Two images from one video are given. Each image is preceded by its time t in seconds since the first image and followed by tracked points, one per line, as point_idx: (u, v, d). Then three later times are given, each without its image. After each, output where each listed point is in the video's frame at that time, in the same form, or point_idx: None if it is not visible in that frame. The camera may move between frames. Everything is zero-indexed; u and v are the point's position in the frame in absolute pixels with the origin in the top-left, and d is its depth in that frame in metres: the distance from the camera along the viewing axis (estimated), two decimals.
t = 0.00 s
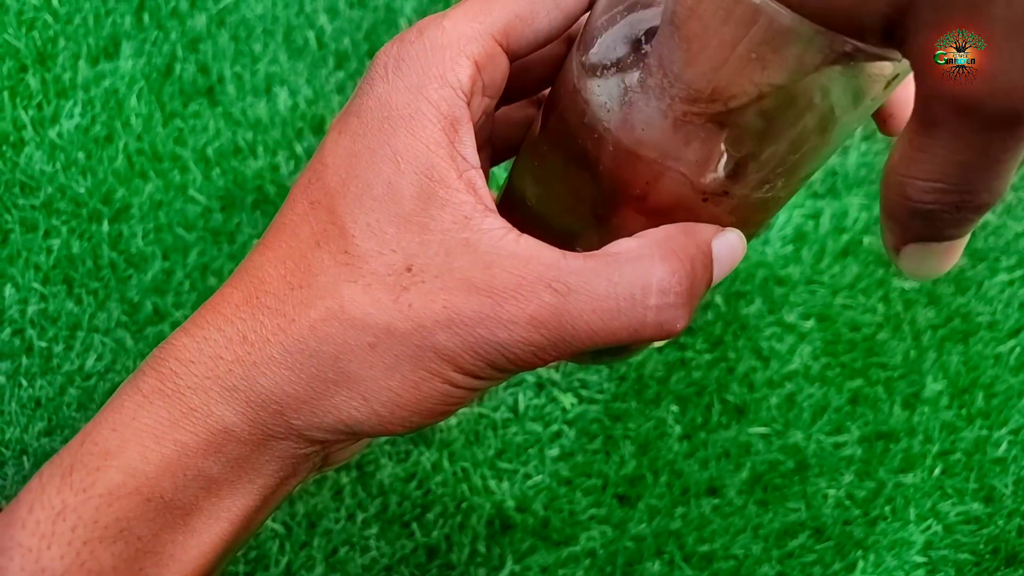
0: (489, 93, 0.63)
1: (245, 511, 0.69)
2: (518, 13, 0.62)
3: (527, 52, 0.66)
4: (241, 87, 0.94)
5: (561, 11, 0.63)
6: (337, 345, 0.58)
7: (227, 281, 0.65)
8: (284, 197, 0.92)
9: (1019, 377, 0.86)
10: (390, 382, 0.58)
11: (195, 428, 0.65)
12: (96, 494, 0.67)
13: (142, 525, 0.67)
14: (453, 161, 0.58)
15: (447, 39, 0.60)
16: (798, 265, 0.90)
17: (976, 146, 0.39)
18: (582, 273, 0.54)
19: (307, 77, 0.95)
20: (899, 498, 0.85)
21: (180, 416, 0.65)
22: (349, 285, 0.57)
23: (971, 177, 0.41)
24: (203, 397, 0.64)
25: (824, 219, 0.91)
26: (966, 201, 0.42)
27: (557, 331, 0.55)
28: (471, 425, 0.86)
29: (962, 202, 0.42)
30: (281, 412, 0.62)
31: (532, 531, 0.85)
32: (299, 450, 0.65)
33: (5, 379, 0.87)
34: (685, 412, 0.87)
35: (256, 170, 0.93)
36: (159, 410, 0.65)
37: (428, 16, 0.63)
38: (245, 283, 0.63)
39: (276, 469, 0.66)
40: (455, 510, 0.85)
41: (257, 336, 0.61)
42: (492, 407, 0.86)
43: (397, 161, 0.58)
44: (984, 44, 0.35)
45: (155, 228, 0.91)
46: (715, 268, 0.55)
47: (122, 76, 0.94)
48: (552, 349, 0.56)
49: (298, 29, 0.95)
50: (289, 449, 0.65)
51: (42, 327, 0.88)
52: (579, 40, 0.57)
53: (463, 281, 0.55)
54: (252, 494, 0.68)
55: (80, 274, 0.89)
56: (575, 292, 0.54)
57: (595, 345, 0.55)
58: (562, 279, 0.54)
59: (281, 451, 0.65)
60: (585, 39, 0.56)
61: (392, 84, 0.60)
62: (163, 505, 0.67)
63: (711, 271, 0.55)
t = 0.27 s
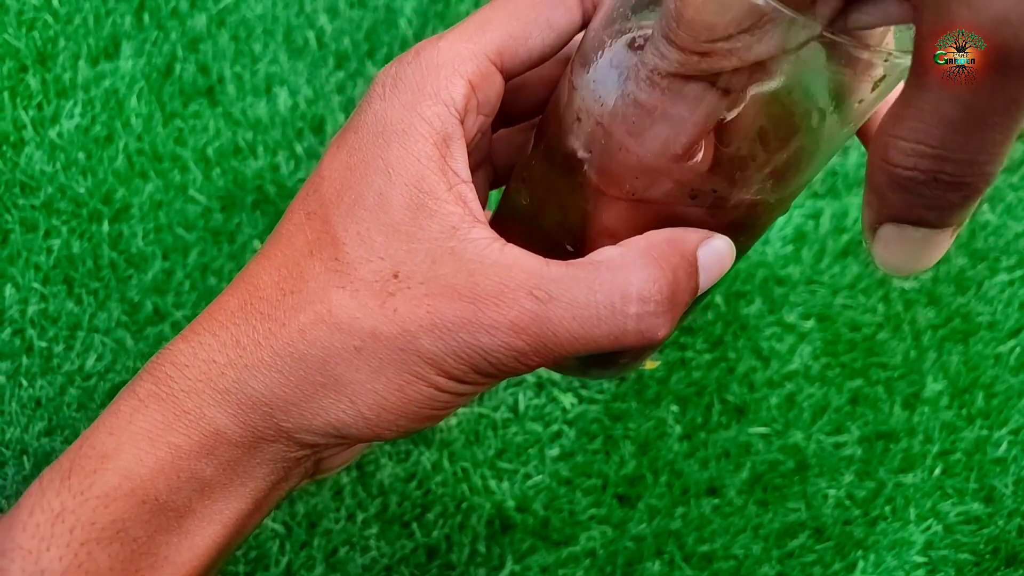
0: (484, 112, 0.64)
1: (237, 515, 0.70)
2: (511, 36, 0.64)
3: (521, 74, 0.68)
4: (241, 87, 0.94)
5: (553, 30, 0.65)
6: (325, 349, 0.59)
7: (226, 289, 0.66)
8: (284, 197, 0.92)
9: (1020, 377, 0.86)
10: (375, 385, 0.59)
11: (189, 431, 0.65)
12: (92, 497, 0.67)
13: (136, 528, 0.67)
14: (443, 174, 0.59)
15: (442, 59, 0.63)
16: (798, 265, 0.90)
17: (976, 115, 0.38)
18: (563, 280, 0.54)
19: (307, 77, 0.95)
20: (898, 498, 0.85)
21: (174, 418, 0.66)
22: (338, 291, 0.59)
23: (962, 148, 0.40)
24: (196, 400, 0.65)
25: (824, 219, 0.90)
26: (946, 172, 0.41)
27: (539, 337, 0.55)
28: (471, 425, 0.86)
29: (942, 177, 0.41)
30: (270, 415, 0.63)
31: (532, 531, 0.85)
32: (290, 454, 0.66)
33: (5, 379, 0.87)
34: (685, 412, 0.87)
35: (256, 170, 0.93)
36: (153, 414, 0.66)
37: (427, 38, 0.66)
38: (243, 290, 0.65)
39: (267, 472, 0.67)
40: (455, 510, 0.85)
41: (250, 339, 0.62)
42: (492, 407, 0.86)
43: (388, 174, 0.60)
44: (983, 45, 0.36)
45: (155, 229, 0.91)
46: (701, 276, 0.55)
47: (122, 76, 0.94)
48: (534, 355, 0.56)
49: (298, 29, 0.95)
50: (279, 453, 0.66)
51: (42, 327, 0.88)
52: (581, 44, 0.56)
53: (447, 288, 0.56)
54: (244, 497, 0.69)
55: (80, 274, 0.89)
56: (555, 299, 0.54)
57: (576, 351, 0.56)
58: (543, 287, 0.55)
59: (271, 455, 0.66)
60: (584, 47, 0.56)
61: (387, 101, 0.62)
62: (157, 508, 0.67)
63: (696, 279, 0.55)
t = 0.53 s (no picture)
0: (464, 129, 0.65)
1: (227, 521, 0.70)
2: (487, 52, 0.65)
3: (498, 90, 0.70)
4: (241, 87, 0.94)
5: (525, 45, 0.68)
6: (312, 357, 0.60)
7: (216, 301, 0.67)
8: (284, 197, 0.92)
9: (1020, 377, 0.87)
10: (360, 393, 0.60)
11: (179, 439, 0.66)
12: (86, 505, 0.67)
13: (129, 535, 0.67)
14: (427, 190, 0.60)
15: (423, 79, 0.64)
16: (799, 265, 0.90)
17: None
18: (544, 289, 0.55)
19: (307, 77, 0.95)
20: (898, 498, 0.85)
21: (165, 426, 0.66)
22: (325, 301, 0.59)
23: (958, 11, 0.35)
24: (185, 408, 0.65)
25: (824, 219, 0.91)
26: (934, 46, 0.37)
27: (521, 343, 0.56)
28: (470, 425, 0.86)
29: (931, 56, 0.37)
30: (258, 423, 0.63)
31: (532, 531, 0.85)
32: (278, 459, 0.67)
33: (5, 379, 0.87)
34: (685, 412, 0.87)
35: (256, 171, 0.93)
36: (143, 423, 0.67)
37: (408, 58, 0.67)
38: (232, 300, 0.65)
39: (255, 478, 0.68)
40: (455, 510, 0.85)
41: (239, 348, 0.63)
42: (492, 407, 0.86)
43: (373, 188, 0.60)
44: None
45: (154, 229, 0.91)
46: (673, 290, 0.57)
47: (122, 76, 0.94)
48: (516, 361, 0.57)
49: (298, 28, 0.95)
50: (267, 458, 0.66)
51: (42, 327, 0.88)
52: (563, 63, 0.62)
53: (431, 297, 0.56)
54: (234, 504, 0.69)
55: (80, 274, 0.89)
56: (536, 308, 0.55)
57: (556, 357, 0.56)
58: (525, 295, 0.55)
59: (259, 460, 0.66)
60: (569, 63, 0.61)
61: (372, 119, 0.63)
62: (148, 515, 0.67)
63: (669, 292, 0.57)
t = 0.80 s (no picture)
0: (428, 139, 0.66)
1: (210, 532, 0.68)
2: (445, 64, 0.66)
3: (458, 98, 0.70)
4: (241, 87, 0.95)
5: (483, 55, 0.68)
6: (291, 363, 0.60)
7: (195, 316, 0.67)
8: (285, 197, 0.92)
9: (1019, 377, 0.87)
10: (340, 396, 0.60)
11: (161, 449, 0.64)
12: (70, 514, 0.64)
13: (111, 547, 0.65)
14: (396, 199, 0.61)
15: (384, 94, 0.64)
16: (799, 265, 0.91)
17: None
18: (512, 286, 0.56)
19: (307, 77, 0.96)
20: (899, 498, 0.84)
21: (147, 436, 0.65)
22: (301, 309, 0.60)
23: None
24: (165, 419, 0.64)
25: (824, 219, 0.92)
26: (850, 24, 0.35)
27: (492, 341, 0.57)
28: (471, 425, 0.86)
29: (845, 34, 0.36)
30: (239, 431, 0.62)
31: (532, 531, 0.84)
32: (260, 468, 0.66)
33: (4, 379, 0.86)
34: (685, 412, 0.87)
35: (256, 170, 0.93)
36: (122, 437, 0.65)
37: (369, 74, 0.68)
38: (211, 313, 0.65)
39: (239, 487, 0.67)
40: (455, 510, 0.84)
41: (220, 358, 0.63)
42: (492, 407, 0.87)
43: (343, 199, 0.61)
44: None
45: (155, 229, 0.91)
46: (638, 281, 0.57)
47: (122, 76, 0.94)
48: (489, 358, 0.58)
49: (298, 29, 0.96)
50: (250, 467, 0.65)
51: (42, 327, 0.87)
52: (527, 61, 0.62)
53: (404, 301, 0.58)
54: (217, 513, 0.68)
55: (80, 274, 0.89)
56: (506, 304, 0.56)
57: (529, 352, 0.57)
58: (495, 294, 0.56)
59: (243, 469, 0.65)
60: (530, 65, 0.61)
61: (338, 134, 0.64)
62: (131, 527, 0.65)
63: (634, 284, 0.57)
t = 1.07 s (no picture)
0: (415, 144, 0.68)
1: (202, 538, 0.68)
2: (428, 70, 0.68)
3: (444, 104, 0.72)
4: (241, 87, 0.95)
5: (467, 60, 0.69)
6: (279, 368, 0.60)
7: (185, 324, 0.67)
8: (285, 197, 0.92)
9: (1020, 376, 0.87)
10: (329, 400, 0.60)
11: (150, 455, 0.64)
12: (60, 523, 0.64)
13: (102, 553, 0.64)
14: (382, 204, 0.62)
15: (371, 101, 0.66)
16: (799, 265, 0.91)
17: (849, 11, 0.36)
18: (497, 287, 0.56)
19: (307, 78, 0.96)
20: (899, 498, 0.84)
21: (136, 443, 0.64)
22: (289, 315, 0.60)
23: (816, 20, 0.37)
24: (155, 425, 0.64)
25: (824, 219, 0.92)
26: (792, 45, 0.38)
27: (479, 342, 0.57)
28: (471, 425, 0.86)
29: (785, 54, 0.38)
30: (229, 436, 0.63)
31: (531, 531, 0.84)
32: (251, 473, 0.66)
33: (4, 379, 0.86)
34: (685, 412, 0.87)
35: (256, 170, 0.93)
36: (112, 445, 0.65)
37: (354, 82, 0.69)
38: (200, 320, 0.65)
39: (230, 493, 0.67)
40: (455, 510, 0.84)
41: (209, 363, 0.63)
42: (492, 407, 0.87)
43: (330, 205, 0.62)
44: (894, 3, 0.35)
45: (155, 229, 0.91)
46: (626, 283, 0.57)
47: (122, 76, 0.94)
48: (476, 360, 0.58)
49: (298, 29, 0.96)
50: (241, 472, 0.65)
51: (42, 327, 0.87)
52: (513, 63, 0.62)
53: (390, 305, 0.58)
54: (207, 519, 0.67)
55: (80, 274, 0.89)
56: (492, 305, 0.56)
57: (516, 353, 0.57)
58: (481, 296, 0.56)
59: (232, 475, 0.65)
60: (515, 67, 0.61)
61: (324, 141, 0.65)
62: (120, 534, 0.64)
63: (622, 285, 0.57)
